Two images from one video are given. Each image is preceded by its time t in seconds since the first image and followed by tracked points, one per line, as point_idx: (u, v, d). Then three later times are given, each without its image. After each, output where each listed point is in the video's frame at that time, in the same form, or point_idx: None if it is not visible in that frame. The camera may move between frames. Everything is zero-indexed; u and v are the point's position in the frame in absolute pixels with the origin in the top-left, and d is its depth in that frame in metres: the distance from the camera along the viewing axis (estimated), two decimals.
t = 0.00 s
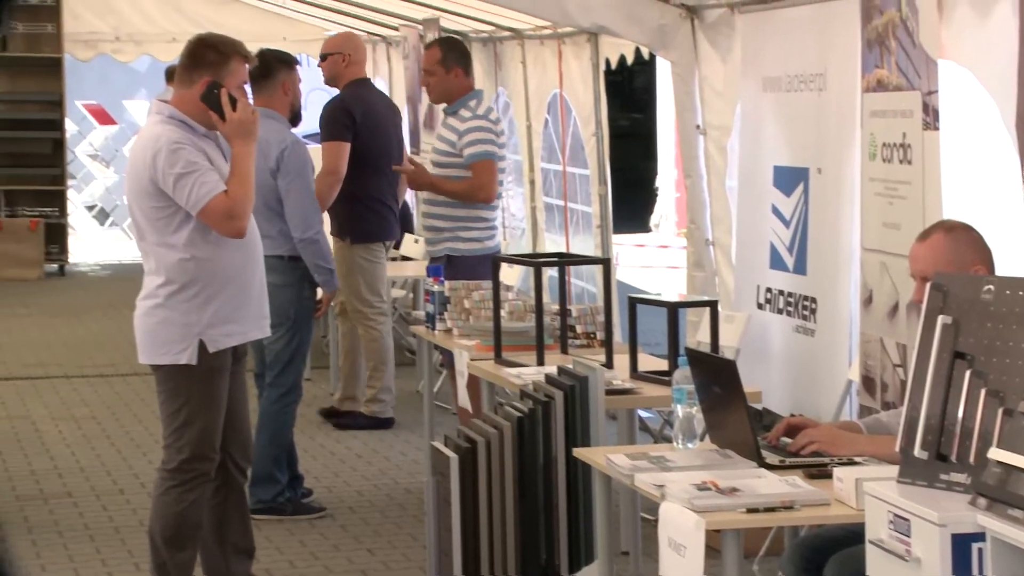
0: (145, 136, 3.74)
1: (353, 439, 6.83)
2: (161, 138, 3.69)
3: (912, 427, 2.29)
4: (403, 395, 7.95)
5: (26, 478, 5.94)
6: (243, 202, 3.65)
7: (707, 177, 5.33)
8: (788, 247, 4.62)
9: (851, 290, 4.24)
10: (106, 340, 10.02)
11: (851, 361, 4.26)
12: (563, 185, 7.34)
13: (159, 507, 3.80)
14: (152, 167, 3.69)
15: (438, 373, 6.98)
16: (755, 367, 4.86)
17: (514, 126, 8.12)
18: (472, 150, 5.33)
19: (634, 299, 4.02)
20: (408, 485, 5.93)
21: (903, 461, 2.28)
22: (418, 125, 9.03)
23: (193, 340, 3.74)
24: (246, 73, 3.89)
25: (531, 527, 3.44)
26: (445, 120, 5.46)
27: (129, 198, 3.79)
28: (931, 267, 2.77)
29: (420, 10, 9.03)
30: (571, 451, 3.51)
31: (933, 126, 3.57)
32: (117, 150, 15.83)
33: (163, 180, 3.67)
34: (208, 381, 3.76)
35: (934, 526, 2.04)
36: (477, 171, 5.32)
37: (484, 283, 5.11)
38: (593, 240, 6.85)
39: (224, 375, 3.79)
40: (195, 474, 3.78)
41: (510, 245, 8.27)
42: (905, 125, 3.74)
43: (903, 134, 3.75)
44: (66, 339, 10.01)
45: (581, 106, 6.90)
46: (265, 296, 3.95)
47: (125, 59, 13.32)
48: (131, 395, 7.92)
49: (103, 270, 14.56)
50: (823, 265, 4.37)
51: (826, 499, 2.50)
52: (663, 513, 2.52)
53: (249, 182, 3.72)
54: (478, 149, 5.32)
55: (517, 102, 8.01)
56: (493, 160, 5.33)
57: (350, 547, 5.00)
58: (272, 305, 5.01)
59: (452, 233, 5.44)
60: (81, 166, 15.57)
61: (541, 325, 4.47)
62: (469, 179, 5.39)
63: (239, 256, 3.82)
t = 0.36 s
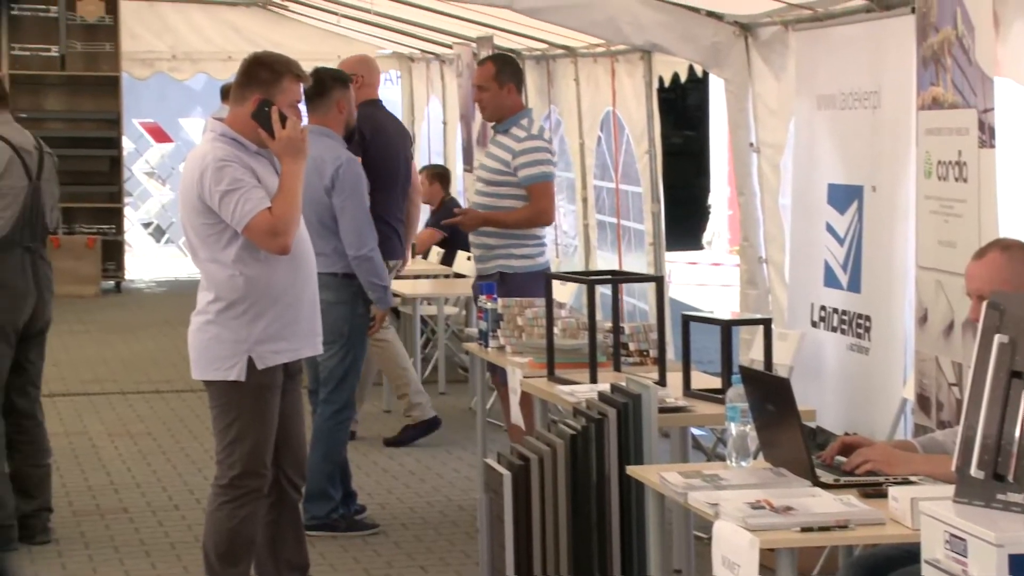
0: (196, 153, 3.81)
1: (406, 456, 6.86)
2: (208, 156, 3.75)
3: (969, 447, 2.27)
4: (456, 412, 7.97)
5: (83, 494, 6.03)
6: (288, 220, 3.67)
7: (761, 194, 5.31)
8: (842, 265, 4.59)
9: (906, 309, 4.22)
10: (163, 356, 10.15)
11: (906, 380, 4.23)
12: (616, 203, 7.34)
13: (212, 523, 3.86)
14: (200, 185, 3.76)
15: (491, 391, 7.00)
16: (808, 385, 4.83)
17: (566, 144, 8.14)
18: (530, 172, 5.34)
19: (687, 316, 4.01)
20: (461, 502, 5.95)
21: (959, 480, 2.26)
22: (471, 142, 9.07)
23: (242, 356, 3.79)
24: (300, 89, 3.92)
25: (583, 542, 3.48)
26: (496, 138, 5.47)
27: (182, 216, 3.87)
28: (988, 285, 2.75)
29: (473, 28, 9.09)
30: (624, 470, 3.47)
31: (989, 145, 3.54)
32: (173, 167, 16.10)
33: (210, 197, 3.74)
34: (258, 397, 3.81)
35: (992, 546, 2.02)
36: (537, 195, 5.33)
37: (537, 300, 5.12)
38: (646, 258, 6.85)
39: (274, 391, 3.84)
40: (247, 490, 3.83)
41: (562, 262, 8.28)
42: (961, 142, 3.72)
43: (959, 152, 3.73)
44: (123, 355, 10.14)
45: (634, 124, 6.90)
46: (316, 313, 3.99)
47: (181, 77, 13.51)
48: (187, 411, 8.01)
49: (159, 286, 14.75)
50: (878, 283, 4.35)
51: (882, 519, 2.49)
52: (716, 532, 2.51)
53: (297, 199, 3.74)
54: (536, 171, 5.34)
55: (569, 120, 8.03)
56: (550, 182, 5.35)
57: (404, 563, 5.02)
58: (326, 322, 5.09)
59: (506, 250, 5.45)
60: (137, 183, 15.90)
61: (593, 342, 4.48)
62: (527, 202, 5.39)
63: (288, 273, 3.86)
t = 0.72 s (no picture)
0: (259, 166, 3.86)
1: (464, 468, 6.89)
2: (271, 168, 3.80)
3: None
4: (514, 424, 8.00)
5: (145, 503, 6.12)
6: (351, 231, 3.71)
7: (820, 206, 5.29)
8: (903, 278, 4.57)
9: (968, 323, 4.19)
10: (224, 367, 10.27)
11: (968, 394, 4.20)
12: (674, 215, 7.34)
13: (274, 534, 3.90)
14: (263, 197, 3.81)
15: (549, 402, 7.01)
16: (869, 399, 4.80)
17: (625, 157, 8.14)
18: (569, 185, 5.36)
19: (745, 329, 4.00)
20: (519, 514, 5.97)
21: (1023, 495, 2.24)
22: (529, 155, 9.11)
23: (305, 367, 3.84)
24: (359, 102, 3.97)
25: (642, 556, 3.50)
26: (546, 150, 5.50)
27: (245, 228, 3.92)
28: None
29: (532, 41, 9.13)
30: (682, 483, 3.49)
31: None
32: (234, 179, 16.24)
33: (273, 209, 3.78)
34: (320, 408, 3.86)
35: None
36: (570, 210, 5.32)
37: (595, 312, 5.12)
38: (705, 270, 6.84)
39: (336, 403, 3.89)
40: (309, 501, 3.88)
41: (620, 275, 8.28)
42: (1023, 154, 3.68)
43: (1021, 164, 3.69)
44: (185, 366, 10.28)
45: (693, 136, 6.90)
46: (377, 324, 4.04)
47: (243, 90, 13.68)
48: (247, 422, 8.09)
49: (220, 298, 14.92)
50: (939, 296, 4.32)
51: (943, 533, 2.48)
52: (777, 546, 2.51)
53: (359, 211, 3.77)
54: (575, 185, 5.35)
55: (628, 131, 8.04)
56: (586, 199, 5.34)
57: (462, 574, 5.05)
58: (386, 333, 5.14)
59: (550, 262, 5.47)
60: (198, 196, 16.01)
61: (652, 354, 4.48)
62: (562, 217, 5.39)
63: (348, 284, 3.90)
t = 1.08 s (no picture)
0: (324, 175, 3.90)
1: (525, 475, 6.92)
2: (336, 177, 3.85)
3: None
4: (574, 431, 8.01)
5: (209, 509, 6.22)
6: (417, 238, 3.74)
7: (883, 215, 5.25)
8: (966, 286, 4.53)
9: None
10: (286, 374, 10.36)
11: None
12: (735, 223, 7.32)
13: (336, 540, 3.95)
14: (329, 206, 3.85)
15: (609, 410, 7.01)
16: (932, 408, 4.75)
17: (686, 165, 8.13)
18: (628, 191, 5.36)
19: (806, 337, 3.98)
20: (579, 521, 5.98)
21: None
22: (589, 163, 9.13)
23: (369, 374, 3.89)
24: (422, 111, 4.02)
25: (703, 566, 3.49)
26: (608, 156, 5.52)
27: (309, 238, 3.97)
28: None
29: (592, 49, 9.14)
30: (744, 491, 3.50)
31: None
32: (296, 187, 16.31)
33: (339, 218, 3.83)
34: (383, 415, 3.91)
35: None
36: (629, 215, 5.32)
37: (655, 321, 5.12)
38: (766, 278, 6.82)
39: (398, 410, 3.94)
40: (372, 508, 3.92)
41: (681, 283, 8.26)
42: None
43: None
44: (248, 373, 10.38)
45: (754, 143, 6.88)
46: (439, 333, 4.08)
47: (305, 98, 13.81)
48: (308, 429, 8.17)
49: (282, 305, 15.07)
50: (1003, 306, 4.28)
51: (1008, 544, 2.46)
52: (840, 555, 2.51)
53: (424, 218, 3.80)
54: (633, 191, 5.35)
55: (689, 139, 8.03)
56: (644, 204, 5.33)
57: None
58: (447, 341, 5.18)
59: (607, 270, 5.48)
60: (260, 204, 16.13)
61: (713, 363, 4.47)
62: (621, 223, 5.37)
63: (411, 292, 3.94)
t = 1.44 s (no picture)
0: (389, 183, 3.95)
1: (590, 481, 6.93)
2: (401, 186, 3.89)
3: None
4: (640, 438, 8.00)
5: (276, 514, 6.30)
6: (479, 246, 3.78)
7: (951, 221, 5.20)
8: None
9: None
10: (353, 380, 10.45)
11: None
12: (802, 230, 7.28)
13: (402, 546, 3.99)
14: (393, 214, 3.91)
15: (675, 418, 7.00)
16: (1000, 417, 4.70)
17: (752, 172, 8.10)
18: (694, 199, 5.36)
19: (874, 344, 3.96)
20: (644, 529, 5.98)
21: None
22: (654, 169, 9.13)
23: (433, 381, 3.93)
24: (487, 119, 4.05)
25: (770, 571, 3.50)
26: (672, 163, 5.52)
27: (375, 243, 4.03)
28: None
29: (659, 55, 9.11)
30: (811, 499, 3.49)
31: None
32: (362, 194, 16.46)
33: (403, 225, 3.88)
34: (448, 422, 3.95)
35: None
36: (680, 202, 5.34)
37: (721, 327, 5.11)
38: (832, 285, 6.77)
39: (463, 417, 3.97)
40: (437, 513, 3.95)
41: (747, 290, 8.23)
42: None
43: None
44: (314, 379, 10.48)
45: (822, 150, 6.83)
46: (504, 339, 4.11)
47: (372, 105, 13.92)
48: (375, 435, 8.24)
49: (348, 312, 15.21)
50: None
51: None
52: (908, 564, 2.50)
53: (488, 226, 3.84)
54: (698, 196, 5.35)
55: (755, 145, 8.00)
56: (704, 190, 5.31)
57: None
58: (513, 347, 5.21)
59: (680, 277, 5.48)
60: (327, 210, 16.29)
61: (779, 371, 4.46)
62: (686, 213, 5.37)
63: (477, 299, 3.97)
